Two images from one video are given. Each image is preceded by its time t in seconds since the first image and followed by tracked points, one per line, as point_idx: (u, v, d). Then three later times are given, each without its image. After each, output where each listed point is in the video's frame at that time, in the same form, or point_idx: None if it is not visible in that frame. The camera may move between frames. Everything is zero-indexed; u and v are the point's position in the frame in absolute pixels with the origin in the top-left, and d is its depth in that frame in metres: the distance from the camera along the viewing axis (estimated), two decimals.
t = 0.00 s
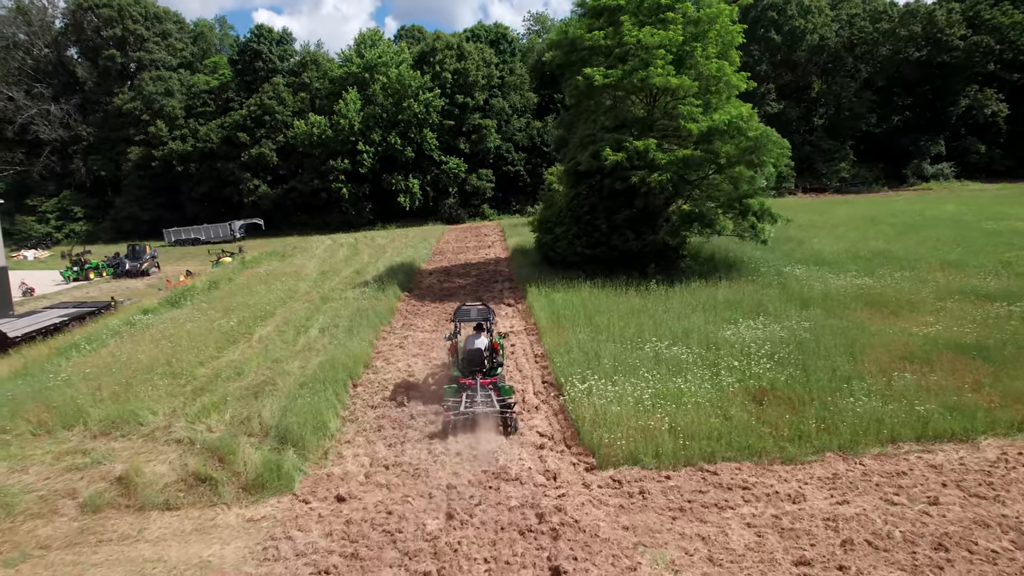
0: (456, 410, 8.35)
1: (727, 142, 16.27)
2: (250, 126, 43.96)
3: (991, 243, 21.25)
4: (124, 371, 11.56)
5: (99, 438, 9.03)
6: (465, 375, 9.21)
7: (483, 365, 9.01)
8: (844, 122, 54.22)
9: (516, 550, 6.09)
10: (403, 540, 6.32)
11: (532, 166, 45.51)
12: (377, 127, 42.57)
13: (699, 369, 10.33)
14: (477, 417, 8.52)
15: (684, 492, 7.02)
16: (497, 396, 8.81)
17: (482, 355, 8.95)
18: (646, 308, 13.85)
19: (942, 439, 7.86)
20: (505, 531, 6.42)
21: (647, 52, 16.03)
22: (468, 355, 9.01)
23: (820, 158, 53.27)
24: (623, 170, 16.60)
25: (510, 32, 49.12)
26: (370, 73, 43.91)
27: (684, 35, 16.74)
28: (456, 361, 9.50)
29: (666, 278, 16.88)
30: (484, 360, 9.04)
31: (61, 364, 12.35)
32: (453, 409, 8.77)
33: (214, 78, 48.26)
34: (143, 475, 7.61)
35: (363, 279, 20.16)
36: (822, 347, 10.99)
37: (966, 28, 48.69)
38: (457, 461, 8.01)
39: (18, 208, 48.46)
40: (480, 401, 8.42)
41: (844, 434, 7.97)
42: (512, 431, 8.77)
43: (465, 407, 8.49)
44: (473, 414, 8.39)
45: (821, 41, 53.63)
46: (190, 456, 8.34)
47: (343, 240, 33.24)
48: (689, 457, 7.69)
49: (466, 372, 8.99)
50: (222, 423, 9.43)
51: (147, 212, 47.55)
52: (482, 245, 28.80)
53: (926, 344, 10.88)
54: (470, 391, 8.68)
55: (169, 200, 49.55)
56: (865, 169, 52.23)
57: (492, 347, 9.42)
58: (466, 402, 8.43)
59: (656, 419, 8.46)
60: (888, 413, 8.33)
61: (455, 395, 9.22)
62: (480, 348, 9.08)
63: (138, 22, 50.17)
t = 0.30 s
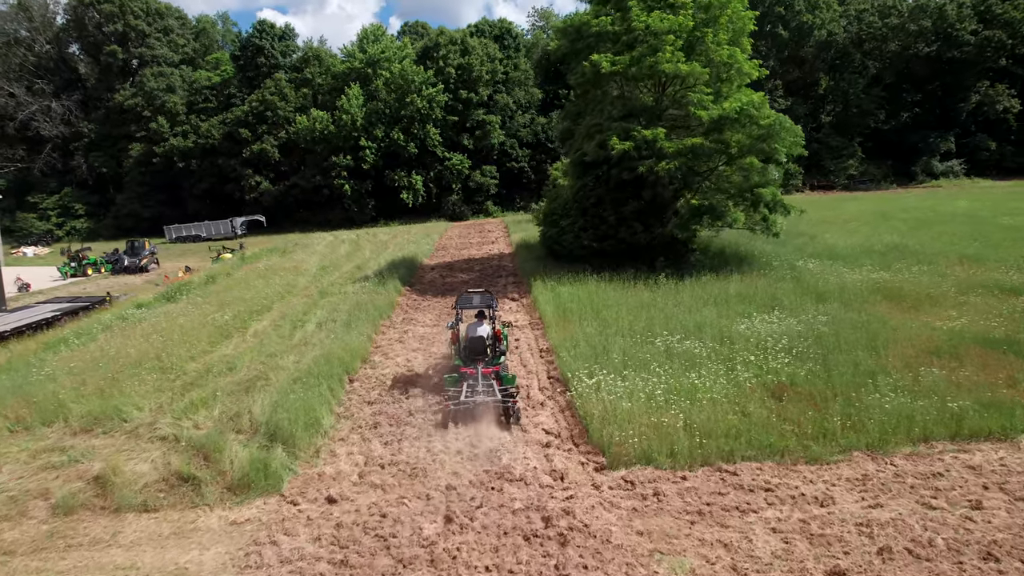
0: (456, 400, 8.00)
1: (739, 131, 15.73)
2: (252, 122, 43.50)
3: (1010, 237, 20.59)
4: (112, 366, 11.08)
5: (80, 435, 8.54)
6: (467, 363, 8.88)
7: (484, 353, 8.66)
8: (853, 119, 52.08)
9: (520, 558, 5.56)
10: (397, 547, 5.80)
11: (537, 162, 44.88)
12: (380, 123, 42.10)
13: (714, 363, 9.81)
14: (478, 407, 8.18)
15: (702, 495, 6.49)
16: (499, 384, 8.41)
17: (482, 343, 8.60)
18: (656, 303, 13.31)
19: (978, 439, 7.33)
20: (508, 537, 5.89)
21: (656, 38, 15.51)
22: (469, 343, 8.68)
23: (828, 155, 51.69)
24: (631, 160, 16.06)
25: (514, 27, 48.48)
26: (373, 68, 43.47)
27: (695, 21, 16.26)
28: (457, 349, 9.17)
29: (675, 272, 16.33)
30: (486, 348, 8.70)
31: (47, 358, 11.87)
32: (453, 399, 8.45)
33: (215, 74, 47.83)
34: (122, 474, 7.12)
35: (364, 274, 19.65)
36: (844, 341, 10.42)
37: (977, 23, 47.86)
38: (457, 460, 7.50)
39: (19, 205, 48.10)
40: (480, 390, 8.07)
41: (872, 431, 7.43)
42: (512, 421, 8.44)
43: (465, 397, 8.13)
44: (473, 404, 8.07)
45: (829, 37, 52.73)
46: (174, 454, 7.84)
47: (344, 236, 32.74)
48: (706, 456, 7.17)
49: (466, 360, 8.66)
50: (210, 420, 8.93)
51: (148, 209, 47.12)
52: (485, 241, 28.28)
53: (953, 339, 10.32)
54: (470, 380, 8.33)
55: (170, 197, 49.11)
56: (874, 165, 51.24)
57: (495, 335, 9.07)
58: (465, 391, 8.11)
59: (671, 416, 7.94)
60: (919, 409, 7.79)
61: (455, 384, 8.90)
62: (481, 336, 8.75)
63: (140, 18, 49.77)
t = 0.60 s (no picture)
0: (457, 389, 8.04)
1: (752, 119, 15.14)
2: (253, 118, 43.02)
3: None
4: (98, 360, 10.59)
5: (58, 434, 8.05)
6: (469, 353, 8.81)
7: (487, 343, 8.58)
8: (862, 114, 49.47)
9: (526, 570, 5.04)
10: (391, 557, 5.28)
11: (542, 159, 44.27)
12: (383, 120, 41.70)
13: (731, 359, 9.27)
14: (479, 397, 8.23)
15: (726, 500, 5.95)
16: (500, 375, 8.42)
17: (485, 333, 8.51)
18: (667, 297, 12.75)
19: (1023, 440, 6.76)
20: (514, 547, 5.36)
21: (666, 23, 15.09)
22: (471, 333, 8.63)
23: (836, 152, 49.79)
24: (639, 150, 15.51)
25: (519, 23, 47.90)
26: (376, 63, 43.07)
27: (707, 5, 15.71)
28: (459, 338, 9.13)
29: (686, 266, 15.76)
30: (488, 339, 8.63)
31: (32, 353, 11.38)
32: (454, 388, 8.51)
33: (217, 70, 47.37)
34: (97, 474, 6.60)
35: (365, 269, 19.12)
36: (867, 336, 9.87)
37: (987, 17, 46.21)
38: (457, 460, 6.99)
39: (20, 203, 47.65)
40: (481, 380, 8.14)
41: (906, 430, 6.88)
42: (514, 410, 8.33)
43: (466, 386, 8.18)
44: (474, 393, 8.13)
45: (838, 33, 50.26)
46: (155, 453, 7.34)
47: (346, 233, 32.19)
48: (728, 458, 6.62)
49: (469, 351, 8.65)
50: (197, 417, 8.41)
51: (149, 206, 46.67)
52: (489, 237, 27.76)
53: (985, 334, 9.72)
54: (472, 370, 8.38)
55: (172, 194, 48.63)
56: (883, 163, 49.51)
57: (498, 325, 9.02)
58: (466, 381, 8.17)
59: (688, 413, 7.40)
60: (955, 407, 7.24)
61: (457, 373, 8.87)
62: (485, 326, 8.66)
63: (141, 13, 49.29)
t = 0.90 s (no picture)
0: (459, 381, 7.66)
1: (767, 108, 14.52)
2: (255, 114, 42.53)
3: None
4: (81, 356, 10.07)
5: (33, 433, 7.54)
6: (470, 344, 8.46)
7: (490, 335, 8.25)
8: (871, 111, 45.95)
9: None
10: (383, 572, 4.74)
11: (547, 156, 43.67)
12: (386, 116, 41.18)
13: (751, 356, 8.70)
14: (482, 389, 7.90)
15: (755, 508, 5.40)
16: (504, 366, 8.10)
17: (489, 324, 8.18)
18: (679, 292, 12.18)
19: None
20: (520, 563, 4.81)
21: (677, 7, 14.62)
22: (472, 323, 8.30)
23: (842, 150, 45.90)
24: (649, 140, 14.96)
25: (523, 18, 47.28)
26: (378, 59, 42.54)
27: None
28: (461, 330, 8.79)
29: (697, 260, 15.19)
30: (491, 330, 8.28)
31: (13, 349, 10.87)
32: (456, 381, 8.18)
33: (219, 66, 46.87)
34: (67, 477, 6.07)
35: (365, 264, 18.62)
36: (895, 331, 9.27)
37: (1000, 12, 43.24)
38: (458, 463, 6.44)
39: (20, 200, 47.23)
40: (484, 372, 7.79)
41: (949, 431, 6.31)
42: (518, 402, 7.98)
43: (469, 378, 7.79)
44: (477, 385, 7.79)
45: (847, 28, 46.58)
46: (133, 454, 6.80)
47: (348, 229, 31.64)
48: (755, 461, 6.07)
49: (471, 342, 8.33)
50: (181, 415, 7.88)
51: (150, 203, 46.27)
52: (494, 233, 27.26)
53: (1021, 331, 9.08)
54: (474, 361, 8.04)
55: (173, 191, 48.17)
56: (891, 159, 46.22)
57: (500, 315, 8.72)
58: (468, 372, 7.81)
59: (708, 412, 6.84)
60: (999, 407, 6.66)
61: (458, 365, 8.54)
62: (486, 316, 8.31)
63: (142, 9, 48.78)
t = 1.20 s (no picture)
0: (459, 373, 7.19)
1: (781, 97, 13.94)
2: (257, 110, 41.97)
3: None
4: (60, 353, 9.55)
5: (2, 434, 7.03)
6: (471, 336, 8.00)
7: (491, 325, 7.78)
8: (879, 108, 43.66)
9: None
10: None
11: (551, 153, 43.04)
12: (388, 112, 40.58)
13: (772, 353, 8.13)
14: (484, 381, 7.48)
15: (787, 520, 4.85)
16: (506, 357, 7.59)
17: (490, 313, 7.72)
18: (692, 287, 11.60)
19: None
20: None
21: None
22: (472, 312, 7.88)
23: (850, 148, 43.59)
24: (659, 130, 14.40)
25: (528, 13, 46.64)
26: (381, 55, 41.90)
27: None
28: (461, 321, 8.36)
29: (709, 255, 14.63)
30: (493, 320, 7.82)
31: None
32: (456, 373, 7.66)
33: (220, 63, 46.32)
34: (31, 483, 5.55)
35: (366, 260, 18.08)
36: (925, 327, 8.68)
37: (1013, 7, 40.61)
38: (458, 468, 5.91)
39: (21, 197, 46.88)
40: (486, 363, 7.26)
41: (997, 435, 5.74)
42: (522, 396, 7.48)
43: (469, 370, 7.31)
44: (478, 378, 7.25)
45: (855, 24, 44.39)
46: (106, 457, 6.27)
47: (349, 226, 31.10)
48: (784, 467, 5.51)
49: (471, 333, 7.88)
50: (161, 415, 7.35)
51: (151, 201, 45.82)
52: (498, 230, 26.71)
53: None
54: (475, 353, 7.55)
55: (174, 188, 47.67)
56: (900, 156, 43.22)
57: (502, 304, 8.29)
58: (468, 364, 7.28)
59: (731, 413, 6.28)
60: None
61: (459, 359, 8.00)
62: (488, 305, 7.78)
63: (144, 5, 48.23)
